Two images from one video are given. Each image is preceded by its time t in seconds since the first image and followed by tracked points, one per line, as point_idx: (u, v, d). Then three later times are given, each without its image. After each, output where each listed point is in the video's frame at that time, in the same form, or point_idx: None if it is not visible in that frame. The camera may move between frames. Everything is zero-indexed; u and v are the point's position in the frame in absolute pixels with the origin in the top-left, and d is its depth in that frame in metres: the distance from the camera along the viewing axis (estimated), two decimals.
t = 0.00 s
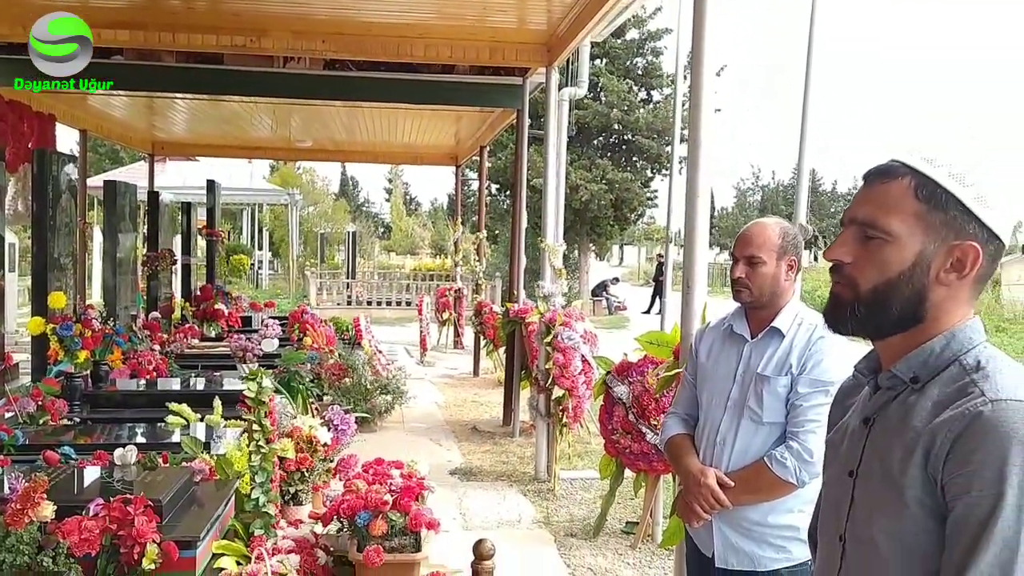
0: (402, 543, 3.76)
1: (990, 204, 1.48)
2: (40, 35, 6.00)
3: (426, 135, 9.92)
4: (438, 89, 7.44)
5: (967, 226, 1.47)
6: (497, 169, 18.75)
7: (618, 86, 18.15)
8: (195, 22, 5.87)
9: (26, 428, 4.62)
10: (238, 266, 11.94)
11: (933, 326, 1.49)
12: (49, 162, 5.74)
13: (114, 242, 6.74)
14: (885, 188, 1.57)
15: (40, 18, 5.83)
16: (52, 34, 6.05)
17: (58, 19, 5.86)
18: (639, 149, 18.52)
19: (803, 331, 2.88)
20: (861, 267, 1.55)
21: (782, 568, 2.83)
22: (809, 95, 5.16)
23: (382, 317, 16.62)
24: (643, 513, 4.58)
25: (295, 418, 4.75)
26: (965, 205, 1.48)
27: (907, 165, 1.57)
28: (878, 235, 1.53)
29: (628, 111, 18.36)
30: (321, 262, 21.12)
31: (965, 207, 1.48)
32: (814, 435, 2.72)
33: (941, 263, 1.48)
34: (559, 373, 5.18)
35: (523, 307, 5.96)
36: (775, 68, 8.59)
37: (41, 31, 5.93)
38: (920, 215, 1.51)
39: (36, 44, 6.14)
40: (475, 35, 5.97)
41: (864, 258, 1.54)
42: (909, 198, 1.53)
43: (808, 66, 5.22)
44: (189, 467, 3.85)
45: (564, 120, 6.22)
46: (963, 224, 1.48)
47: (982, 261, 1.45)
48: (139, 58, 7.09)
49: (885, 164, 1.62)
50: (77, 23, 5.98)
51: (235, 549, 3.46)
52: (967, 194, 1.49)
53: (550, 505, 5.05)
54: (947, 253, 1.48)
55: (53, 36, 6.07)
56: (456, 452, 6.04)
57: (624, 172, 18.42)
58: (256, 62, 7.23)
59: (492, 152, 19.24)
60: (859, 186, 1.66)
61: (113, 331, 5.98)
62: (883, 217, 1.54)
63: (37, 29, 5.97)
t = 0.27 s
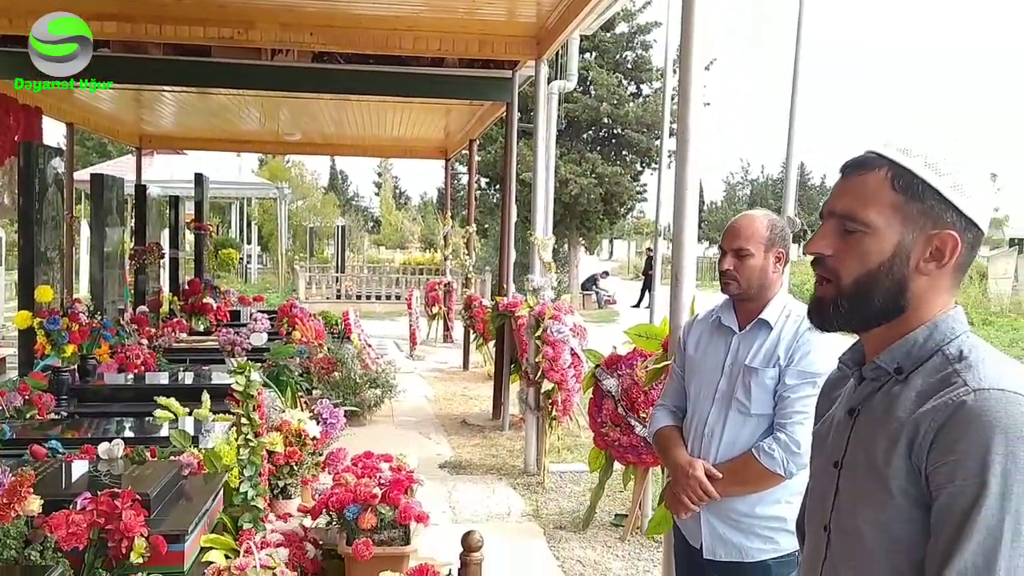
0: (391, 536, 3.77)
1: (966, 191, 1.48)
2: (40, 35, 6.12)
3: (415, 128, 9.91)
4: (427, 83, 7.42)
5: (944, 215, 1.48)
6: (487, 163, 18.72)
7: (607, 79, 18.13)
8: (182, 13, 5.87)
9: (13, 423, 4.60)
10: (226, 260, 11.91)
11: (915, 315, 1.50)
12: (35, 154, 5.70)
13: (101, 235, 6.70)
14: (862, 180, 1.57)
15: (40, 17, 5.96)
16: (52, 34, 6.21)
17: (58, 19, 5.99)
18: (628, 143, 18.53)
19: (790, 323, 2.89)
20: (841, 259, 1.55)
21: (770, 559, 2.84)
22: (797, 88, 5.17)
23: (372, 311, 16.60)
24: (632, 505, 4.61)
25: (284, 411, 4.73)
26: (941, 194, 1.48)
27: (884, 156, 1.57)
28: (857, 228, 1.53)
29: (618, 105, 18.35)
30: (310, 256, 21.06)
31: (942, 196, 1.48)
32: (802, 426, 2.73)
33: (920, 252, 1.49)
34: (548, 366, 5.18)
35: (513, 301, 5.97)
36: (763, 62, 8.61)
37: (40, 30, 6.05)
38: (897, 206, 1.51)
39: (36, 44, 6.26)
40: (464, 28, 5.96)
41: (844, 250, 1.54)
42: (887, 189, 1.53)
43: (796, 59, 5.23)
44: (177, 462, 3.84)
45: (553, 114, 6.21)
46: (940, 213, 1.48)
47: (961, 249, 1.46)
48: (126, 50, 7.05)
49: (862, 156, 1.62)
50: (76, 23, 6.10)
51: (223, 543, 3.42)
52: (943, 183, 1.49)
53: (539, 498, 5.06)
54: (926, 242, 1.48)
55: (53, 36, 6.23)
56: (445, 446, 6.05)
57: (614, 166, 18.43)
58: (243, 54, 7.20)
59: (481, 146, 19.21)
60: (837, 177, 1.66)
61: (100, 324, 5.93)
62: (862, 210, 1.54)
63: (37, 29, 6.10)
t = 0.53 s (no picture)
0: (382, 530, 3.75)
1: (947, 182, 1.49)
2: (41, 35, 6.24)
3: (406, 123, 9.89)
4: (418, 77, 7.40)
5: (925, 207, 1.49)
6: (478, 157, 18.71)
7: (598, 74, 18.11)
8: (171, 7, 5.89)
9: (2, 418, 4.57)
10: (217, 254, 11.88)
11: (899, 307, 1.51)
12: (22, 148, 5.68)
13: (89, 228, 6.68)
14: (844, 173, 1.58)
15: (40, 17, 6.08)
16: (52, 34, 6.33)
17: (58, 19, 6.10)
18: (619, 138, 18.54)
19: (778, 316, 2.90)
20: (824, 252, 1.55)
21: (759, 551, 2.84)
22: (787, 82, 5.18)
23: (363, 306, 16.59)
24: (622, 499, 4.62)
25: (273, 405, 4.70)
26: (922, 185, 1.49)
27: (864, 149, 1.58)
28: (839, 221, 1.54)
29: (609, 100, 18.35)
30: (300, 251, 21.02)
31: (923, 187, 1.49)
32: (791, 419, 2.74)
33: (903, 244, 1.50)
34: (539, 360, 5.19)
35: (503, 296, 5.98)
36: (754, 58, 8.63)
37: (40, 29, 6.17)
38: (879, 198, 1.52)
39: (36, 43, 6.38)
40: (454, 22, 5.97)
41: (828, 243, 1.55)
42: (868, 181, 1.54)
43: (786, 54, 5.24)
44: (166, 456, 3.81)
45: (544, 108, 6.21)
46: (922, 204, 1.49)
47: (942, 240, 1.47)
48: (114, 42, 7.02)
49: (843, 149, 1.62)
50: (76, 23, 6.22)
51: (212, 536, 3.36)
52: (924, 174, 1.50)
53: (529, 493, 5.07)
54: (908, 234, 1.49)
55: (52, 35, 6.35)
56: (435, 440, 6.05)
57: (605, 161, 18.46)
58: (232, 48, 7.19)
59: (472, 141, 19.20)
60: (819, 171, 1.67)
61: (88, 319, 5.98)
62: (843, 203, 1.54)
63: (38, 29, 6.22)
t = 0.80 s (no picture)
0: (371, 525, 3.76)
1: (930, 174, 1.50)
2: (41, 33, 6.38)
3: (396, 117, 9.88)
4: (408, 71, 7.38)
5: (908, 198, 1.49)
6: (469, 152, 18.69)
7: (589, 70, 18.09)
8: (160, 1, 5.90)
9: None
10: (207, 250, 11.85)
11: (882, 299, 1.51)
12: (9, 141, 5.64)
13: (78, 223, 6.65)
14: (827, 164, 1.58)
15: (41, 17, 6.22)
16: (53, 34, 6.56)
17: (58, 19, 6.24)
18: (609, 133, 18.56)
19: (767, 310, 2.91)
20: (808, 244, 1.55)
21: (748, 544, 2.85)
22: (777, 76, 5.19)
23: (354, 301, 16.57)
24: (612, 493, 4.62)
25: (263, 400, 4.72)
26: (904, 177, 1.50)
27: (848, 141, 1.58)
28: (823, 212, 1.54)
29: (600, 95, 18.33)
30: (291, 247, 20.97)
31: (906, 179, 1.50)
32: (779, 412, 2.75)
33: (886, 235, 1.50)
34: (529, 355, 5.20)
35: (494, 291, 5.98)
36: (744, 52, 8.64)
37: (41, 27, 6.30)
38: (862, 190, 1.52)
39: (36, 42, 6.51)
40: (444, 16, 5.97)
41: (811, 235, 1.55)
42: (852, 173, 1.54)
43: (776, 49, 5.25)
44: (154, 452, 3.79)
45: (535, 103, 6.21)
46: (905, 196, 1.50)
47: (925, 232, 1.48)
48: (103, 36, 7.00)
49: (827, 140, 1.63)
50: (76, 22, 6.36)
51: (202, 532, 3.33)
52: (907, 166, 1.51)
53: (520, 487, 5.07)
54: (891, 225, 1.50)
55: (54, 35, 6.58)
56: (426, 435, 6.05)
57: (596, 156, 18.48)
58: (221, 42, 7.17)
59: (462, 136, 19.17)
60: (803, 163, 1.67)
61: (78, 314, 6.00)
62: (827, 194, 1.55)
63: (39, 28, 6.36)
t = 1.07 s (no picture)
0: (359, 519, 3.75)
1: (910, 166, 1.50)
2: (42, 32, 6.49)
3: (384, 112, 9.85)
4: (396, 65, 7.36)
5: (888, 191, 1.50)
6: (457, 147, 18.66)
7: (578, 64, 18.06)
8: None
9: None
10: (194, 245, 11.80)
11: (862, 291, 1.52)
12: None
13: (63, 217, 6.61)
14: (810, 156, 1.58)
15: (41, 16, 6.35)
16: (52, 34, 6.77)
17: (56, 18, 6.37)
18: (598, 128, 18.54)
19: (753, 303, 2.91)
20: (788, 235, 1.56)
21: (735, 537, 2.85)
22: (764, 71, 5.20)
23: (342, 296, 16.54)
24: (600, 487, 4.63)
25: (251, 396, 4.70)
26: (885, 169, 1.50)
27: (830, 133, 1.58)
28: (803, 203, 1.54)
29: (588, 90, 18.32)
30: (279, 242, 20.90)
31: (886, 171, 1.50)
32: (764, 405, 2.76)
33: (866, 227, 1.51)
34: (517, 349, 5.20)
35: (483, 285, 5.97)
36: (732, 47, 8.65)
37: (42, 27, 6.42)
38: (843, 181, 1.52)
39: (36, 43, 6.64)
40: (431, 9, 5.96)
41: (792, 227, 1.55)
42: (833, 165, 1.55)
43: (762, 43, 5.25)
44: (140, 447, 3.76)
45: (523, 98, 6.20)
46: (885, 188, 1.50)
47: (904, 224, 1.49)
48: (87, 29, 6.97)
49: (809, 133, 1.63)
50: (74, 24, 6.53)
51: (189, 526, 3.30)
52: (887, 158, 1.51)
53: (507, 481, 5.08)
54: (871, 217, 1.51)
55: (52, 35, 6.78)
56: (413, 430, 6.05)
57: (585, 151, 18.47)
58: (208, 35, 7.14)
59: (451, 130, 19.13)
60: (785, 154, 1.67)
61: (63, 311, 6.02)
62: (808, 186, 1.55)
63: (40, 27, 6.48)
